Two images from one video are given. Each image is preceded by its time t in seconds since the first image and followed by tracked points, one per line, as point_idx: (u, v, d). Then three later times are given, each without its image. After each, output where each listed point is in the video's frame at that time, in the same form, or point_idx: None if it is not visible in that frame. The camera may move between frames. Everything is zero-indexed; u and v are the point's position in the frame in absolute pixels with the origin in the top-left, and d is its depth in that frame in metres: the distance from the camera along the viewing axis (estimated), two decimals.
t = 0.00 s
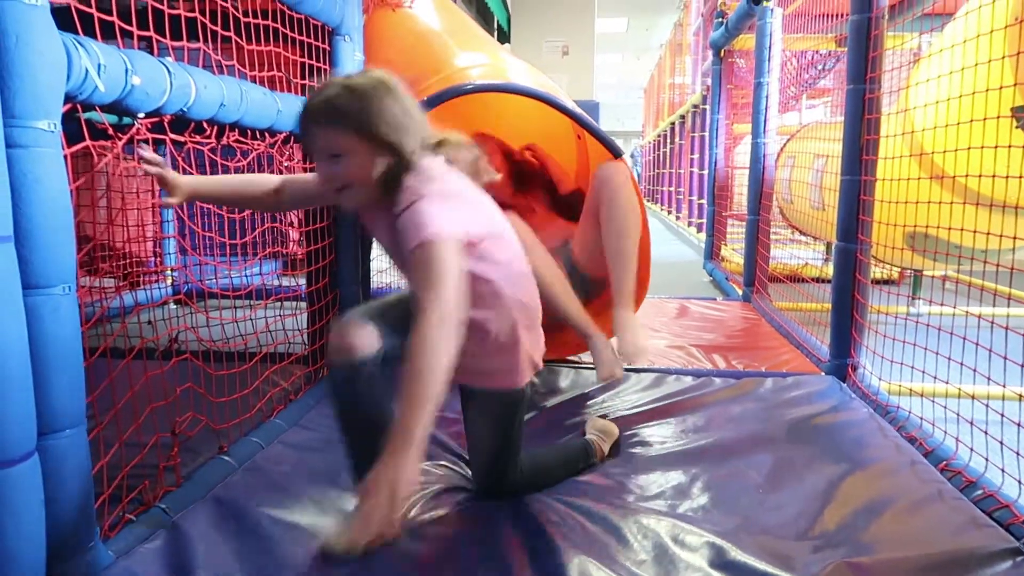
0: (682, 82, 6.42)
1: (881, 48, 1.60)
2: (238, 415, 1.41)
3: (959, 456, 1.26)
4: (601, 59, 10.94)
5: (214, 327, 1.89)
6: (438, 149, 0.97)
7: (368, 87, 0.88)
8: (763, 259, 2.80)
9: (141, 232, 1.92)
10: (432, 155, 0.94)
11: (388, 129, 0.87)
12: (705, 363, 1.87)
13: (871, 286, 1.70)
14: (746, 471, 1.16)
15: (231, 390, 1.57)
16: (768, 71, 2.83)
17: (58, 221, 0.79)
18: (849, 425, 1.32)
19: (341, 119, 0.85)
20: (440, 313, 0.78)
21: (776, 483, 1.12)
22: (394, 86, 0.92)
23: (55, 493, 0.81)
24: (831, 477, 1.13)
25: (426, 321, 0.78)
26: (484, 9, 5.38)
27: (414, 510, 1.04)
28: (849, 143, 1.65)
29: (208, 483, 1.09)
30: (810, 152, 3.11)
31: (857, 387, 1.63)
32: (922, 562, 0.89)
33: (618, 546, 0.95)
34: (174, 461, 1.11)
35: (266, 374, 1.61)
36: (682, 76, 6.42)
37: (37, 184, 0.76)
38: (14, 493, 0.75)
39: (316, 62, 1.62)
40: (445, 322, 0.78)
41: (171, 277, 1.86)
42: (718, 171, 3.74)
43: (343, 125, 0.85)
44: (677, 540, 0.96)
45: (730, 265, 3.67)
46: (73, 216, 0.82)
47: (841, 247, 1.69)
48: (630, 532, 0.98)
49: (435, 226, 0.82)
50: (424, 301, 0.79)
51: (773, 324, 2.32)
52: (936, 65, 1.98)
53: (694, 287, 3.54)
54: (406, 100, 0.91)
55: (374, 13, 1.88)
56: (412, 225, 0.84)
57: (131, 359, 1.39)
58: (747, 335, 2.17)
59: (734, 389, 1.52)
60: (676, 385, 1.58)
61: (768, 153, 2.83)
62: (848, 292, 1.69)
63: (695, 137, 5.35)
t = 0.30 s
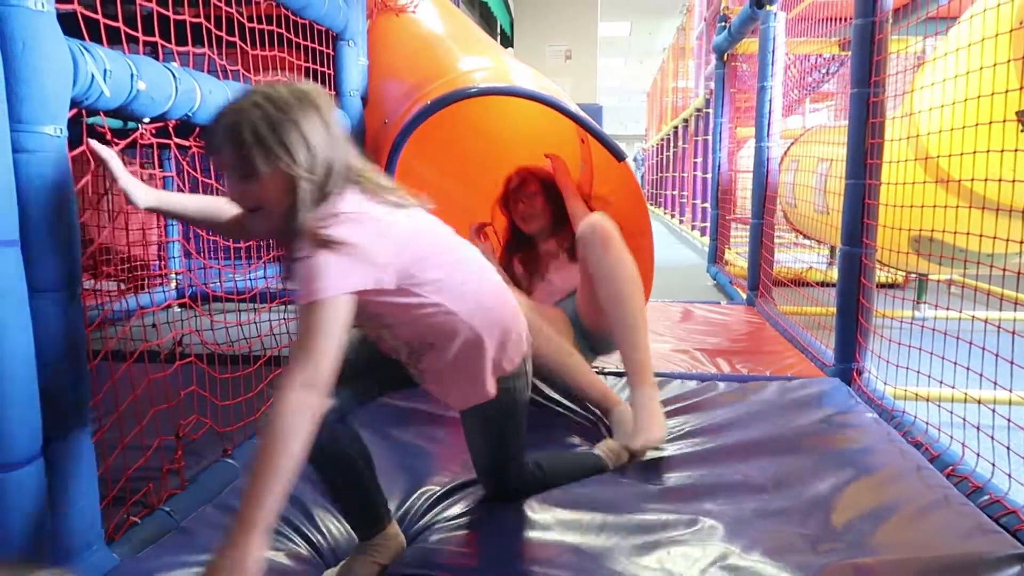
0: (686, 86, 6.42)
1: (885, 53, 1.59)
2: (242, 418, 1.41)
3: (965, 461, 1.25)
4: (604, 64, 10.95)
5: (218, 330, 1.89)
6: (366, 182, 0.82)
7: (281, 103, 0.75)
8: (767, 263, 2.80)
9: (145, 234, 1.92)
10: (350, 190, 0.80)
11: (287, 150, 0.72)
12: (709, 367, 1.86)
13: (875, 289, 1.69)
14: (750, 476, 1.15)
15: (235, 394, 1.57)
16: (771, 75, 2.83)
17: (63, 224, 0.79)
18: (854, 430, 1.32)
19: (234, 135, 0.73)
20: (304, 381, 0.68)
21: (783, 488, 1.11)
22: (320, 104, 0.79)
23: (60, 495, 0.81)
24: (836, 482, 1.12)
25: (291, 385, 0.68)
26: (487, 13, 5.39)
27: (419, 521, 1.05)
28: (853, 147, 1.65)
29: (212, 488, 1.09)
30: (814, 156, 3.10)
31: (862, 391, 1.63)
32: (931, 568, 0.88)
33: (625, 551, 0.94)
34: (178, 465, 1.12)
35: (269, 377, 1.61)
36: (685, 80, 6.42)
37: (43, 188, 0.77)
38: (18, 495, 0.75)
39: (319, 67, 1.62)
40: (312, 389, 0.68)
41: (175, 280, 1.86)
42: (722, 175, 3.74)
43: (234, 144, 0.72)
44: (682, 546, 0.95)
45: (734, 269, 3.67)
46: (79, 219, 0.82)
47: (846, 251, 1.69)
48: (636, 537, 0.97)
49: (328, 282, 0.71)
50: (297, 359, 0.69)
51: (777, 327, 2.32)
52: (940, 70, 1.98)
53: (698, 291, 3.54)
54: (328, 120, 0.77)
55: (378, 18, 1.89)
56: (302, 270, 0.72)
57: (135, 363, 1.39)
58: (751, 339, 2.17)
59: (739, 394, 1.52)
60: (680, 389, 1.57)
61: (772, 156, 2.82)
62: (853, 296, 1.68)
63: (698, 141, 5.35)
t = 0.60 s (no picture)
0: (687, 87, 6.42)
1: (886, 55, 1.59)
2: (244, 420, 1.42)
3: (966, 464, 1.25)
4: (606, 66, 10.96)
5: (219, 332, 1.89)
6: (281, 170, 0.78)
7: (184, 83, 0.69)
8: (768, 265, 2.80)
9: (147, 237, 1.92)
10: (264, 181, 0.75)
11: (191, 138, 0.67)
12: (710, 369, 1.86)
13: (876, 291, 1.69)
14: (752, 478, 1.15)
15: (237, 396, 1.57)
16: (773, 78, 2.83)
17: (67, 228, 0.79)
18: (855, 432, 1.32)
19: (131, 119, 0.67)
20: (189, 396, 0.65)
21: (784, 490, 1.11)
22: (234, 88, 0.72)
23: (61, 498, 0.81)
24: (838, 484, 1.12)
25: (172, 397, 0.64)
26: (489, 16, 5.40)
27: (418, 517, 1.06)
28: (855, 150, 1.65)
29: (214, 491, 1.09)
30: (815, 158, 3.11)
31: (863, 393, 1.63)
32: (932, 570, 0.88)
33: (626, 553, 0.94)
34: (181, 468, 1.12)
35: (271, 379, 1.62)
36: (687, 82, 6.42)
37: (47, 191, 0.77)
38: (21, 498, 0.76)
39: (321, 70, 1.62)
40: (194, 407, 0.66)
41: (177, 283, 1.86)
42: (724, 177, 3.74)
43: (131, 126, 0.66)
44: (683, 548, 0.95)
45: (735, 271, 3.67)
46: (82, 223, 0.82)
47: (847, 253, 1.69)
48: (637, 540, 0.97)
49: (235, 287, 0.67)
50: (183, 370, 0.65)
51: (778, 329, 2.32)
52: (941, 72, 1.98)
53: (699, 293, 3.54)
54: (241, 104, 0.71)
55: (379, 21, 1.89)
56: (208, 273, 0.68)
57: (138, 365, 1.39)
58: (752, 341, 2.17)
59: (740, 396, 1.51)
60: (681, 391, 1.57)
61: (774, 159, 2.82)
62: (854, 298, 1.68)
63: (700, 142, 5.35)
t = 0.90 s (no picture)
0: (686, 89, 6.43)
1: (885, 57, 1.60)
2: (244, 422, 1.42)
3: (965, 466, 1.25)
4: (605, 67, 10.96)
5: (219, 335, 1.89)
6: (218, 112, 0.74)
7: (95, 12, 0.63)
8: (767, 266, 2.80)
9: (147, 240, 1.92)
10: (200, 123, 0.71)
11: (103, 73, 0.62)
12: (709, 371, 1.87)
13: (875, 293, 1.69)
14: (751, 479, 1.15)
15: (236, 398, 1.57)
16: (772, 80, 2.83)
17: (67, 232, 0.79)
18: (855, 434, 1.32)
19: (32, 53, 0.61)
20: (153, 356, 0.62)
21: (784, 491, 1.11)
22: (152, 20, 0.67)
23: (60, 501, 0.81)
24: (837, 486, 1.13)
25: (132, 358, 0.61)
26: (488, 18, 5.40)
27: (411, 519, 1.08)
28: (854, 152, 1.65)
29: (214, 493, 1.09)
30: (814, 160, 3.11)
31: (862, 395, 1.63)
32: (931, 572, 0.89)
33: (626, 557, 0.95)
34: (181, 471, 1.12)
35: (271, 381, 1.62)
36: (686, 84, 6.42)
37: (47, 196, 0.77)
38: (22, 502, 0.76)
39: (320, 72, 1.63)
40: (156, 365, 0.62)
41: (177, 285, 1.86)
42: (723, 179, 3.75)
43: (33, 60, 0.61)
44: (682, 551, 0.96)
45: (734, 272, 3.67)
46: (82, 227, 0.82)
47: (846, 255, 1.69)
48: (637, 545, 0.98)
49: (169, 233, 0.63)
50: (139, 328, 0.61)
51: (777, 331, 2.32)
52: (939, 75, 1.99)
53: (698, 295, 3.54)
54: (162, 37, 0.66)
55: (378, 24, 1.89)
56: (139, 222, 0.64)
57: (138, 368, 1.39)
58: (751, 342, 2.17)
59: (740, 397, 1.51)
60: (680, 393, 1.57)
61: (773, 161, 2.83)
62: (853, 300, 1.68)
63: (699, 144, 5.35)
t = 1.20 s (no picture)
0: (685, 92, 6.43)
1: (883, 62, 1.60)
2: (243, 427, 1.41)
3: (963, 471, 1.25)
4: (604, 70, 10.97)
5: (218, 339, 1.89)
6: (125, 44, 0.68)
7: None
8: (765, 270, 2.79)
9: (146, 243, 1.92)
10: (90, 50, 0.65)
11: None
12: (709, 375, 1.87)
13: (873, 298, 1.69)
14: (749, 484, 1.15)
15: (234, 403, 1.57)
16: (770, 84, 2.84)
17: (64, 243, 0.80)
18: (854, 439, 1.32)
19: None
20: (77, 329, 0.57)
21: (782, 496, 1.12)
22: None
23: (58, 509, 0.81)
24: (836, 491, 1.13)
25: (52, 331, 0.57)
26: (487, 21, 5.41)
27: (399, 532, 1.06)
28: (852, 156, 1.65)
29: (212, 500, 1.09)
30: (812, 163, 3.11)
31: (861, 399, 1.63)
32: None
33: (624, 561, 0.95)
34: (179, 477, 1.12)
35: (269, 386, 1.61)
36: (684, 87, 6.43)
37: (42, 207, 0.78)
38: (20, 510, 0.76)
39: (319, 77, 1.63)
40: (85, 338, 0.58)
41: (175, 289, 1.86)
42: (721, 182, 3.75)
43: None
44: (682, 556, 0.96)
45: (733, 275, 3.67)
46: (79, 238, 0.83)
47: (845, 259, 1.69)
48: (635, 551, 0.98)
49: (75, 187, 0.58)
50: (57, 299, 0.57)
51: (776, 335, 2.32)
52: (937, 80, 1.99)
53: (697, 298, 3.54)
54: None
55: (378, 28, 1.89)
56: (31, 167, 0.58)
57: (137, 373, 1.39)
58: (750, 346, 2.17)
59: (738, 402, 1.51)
60: (678, 398, 1.57)
61: (772, 164, 2.83)
62: (852, 304, 1.68)
63: (697, 147, 5.36)
